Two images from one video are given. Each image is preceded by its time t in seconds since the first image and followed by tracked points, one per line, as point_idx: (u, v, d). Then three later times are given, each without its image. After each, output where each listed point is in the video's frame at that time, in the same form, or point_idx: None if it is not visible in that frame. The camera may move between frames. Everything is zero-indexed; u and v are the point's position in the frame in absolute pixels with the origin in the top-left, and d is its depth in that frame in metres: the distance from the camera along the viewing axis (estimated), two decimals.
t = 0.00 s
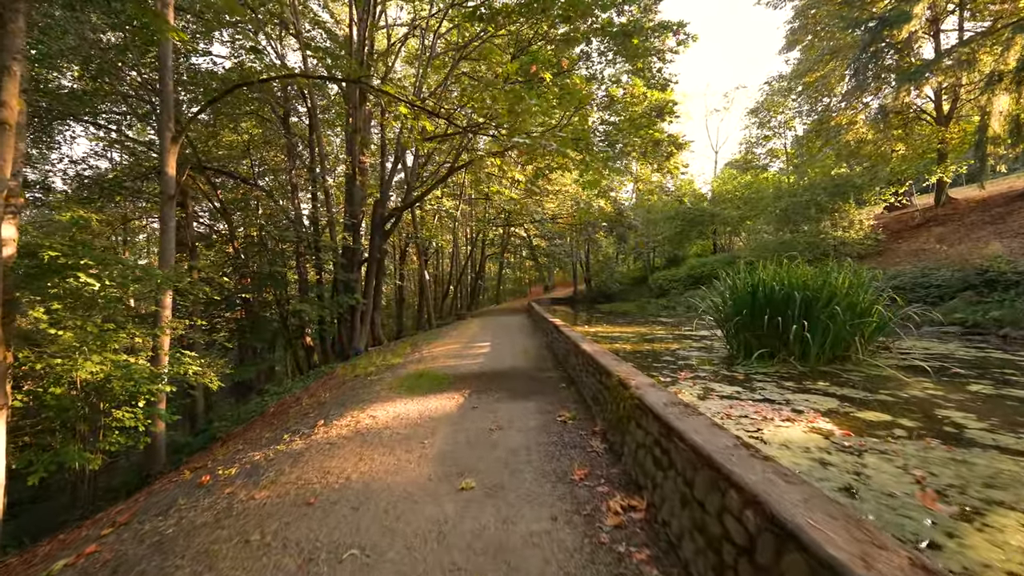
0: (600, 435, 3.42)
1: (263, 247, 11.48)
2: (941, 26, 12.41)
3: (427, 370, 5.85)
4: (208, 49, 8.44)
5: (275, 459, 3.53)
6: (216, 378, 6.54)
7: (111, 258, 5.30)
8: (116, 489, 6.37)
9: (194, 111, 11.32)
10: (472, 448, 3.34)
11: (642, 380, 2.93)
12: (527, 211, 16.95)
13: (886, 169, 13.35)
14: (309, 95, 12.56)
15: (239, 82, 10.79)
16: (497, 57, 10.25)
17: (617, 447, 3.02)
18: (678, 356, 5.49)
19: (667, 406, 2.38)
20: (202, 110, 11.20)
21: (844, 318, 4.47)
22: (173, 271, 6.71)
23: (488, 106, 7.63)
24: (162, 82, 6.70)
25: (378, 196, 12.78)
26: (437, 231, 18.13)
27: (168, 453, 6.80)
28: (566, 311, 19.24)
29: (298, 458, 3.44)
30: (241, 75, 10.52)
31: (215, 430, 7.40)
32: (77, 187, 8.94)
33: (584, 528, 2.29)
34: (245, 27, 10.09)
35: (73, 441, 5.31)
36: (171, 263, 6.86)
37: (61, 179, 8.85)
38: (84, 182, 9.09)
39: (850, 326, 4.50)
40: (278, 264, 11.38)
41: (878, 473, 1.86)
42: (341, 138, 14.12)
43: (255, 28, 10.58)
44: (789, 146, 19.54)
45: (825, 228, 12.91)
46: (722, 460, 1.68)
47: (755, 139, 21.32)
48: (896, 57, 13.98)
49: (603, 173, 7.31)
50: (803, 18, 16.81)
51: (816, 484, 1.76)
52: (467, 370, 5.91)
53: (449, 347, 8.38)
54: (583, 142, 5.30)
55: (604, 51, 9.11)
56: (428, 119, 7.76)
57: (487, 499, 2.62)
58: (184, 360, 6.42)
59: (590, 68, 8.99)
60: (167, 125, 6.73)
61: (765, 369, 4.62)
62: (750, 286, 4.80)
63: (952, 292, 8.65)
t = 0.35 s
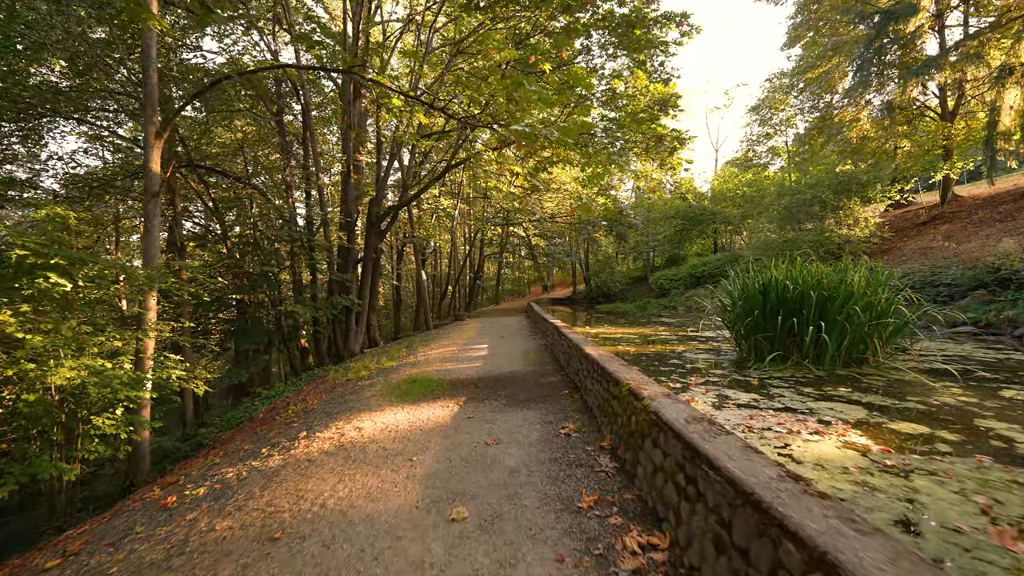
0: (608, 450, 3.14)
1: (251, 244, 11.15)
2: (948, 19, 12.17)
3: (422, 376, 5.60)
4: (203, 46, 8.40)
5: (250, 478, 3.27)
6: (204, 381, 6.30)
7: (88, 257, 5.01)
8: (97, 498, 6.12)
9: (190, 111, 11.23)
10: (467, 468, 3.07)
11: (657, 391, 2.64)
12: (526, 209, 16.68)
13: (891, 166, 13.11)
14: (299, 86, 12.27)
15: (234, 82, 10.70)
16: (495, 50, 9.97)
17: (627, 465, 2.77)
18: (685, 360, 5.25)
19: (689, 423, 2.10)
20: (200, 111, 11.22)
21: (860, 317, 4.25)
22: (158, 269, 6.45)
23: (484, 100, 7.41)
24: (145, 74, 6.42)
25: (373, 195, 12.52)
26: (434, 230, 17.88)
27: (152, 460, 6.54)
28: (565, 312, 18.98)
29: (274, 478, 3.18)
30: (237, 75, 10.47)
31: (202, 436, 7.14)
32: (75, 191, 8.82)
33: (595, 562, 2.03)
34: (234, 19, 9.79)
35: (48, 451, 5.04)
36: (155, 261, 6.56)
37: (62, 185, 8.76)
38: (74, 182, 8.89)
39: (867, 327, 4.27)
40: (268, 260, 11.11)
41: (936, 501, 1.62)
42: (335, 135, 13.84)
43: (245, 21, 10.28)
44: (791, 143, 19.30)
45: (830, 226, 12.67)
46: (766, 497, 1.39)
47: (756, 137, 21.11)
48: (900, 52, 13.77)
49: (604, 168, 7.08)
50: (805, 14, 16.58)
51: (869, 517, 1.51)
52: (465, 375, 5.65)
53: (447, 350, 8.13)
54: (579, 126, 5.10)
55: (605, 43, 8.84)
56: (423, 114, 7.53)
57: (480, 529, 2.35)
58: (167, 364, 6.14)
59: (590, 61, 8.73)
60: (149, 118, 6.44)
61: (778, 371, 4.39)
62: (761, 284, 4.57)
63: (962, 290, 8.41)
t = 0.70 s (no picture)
0: (612, 473, 2.87)
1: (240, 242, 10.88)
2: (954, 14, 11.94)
3: (414, 384, 5.36)
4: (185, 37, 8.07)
5: (212, 505, 3.04)
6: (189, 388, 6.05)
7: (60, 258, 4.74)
8: (76, 509, 5.87)
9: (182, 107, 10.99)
10: (456, 495, 2.81)
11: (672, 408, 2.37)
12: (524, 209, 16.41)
13: (897, 164, 12.87)
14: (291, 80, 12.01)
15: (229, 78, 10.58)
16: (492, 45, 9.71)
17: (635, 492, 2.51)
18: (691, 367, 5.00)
19: (713, 451, 1.83)
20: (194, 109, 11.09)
21: (878, 320, 4.01)
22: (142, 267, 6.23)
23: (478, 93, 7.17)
24: (127, 66, 6.17)
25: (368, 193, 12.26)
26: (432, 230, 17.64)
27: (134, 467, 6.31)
28: (565, 312, 18.71)
29: (237, 506, 2.95)
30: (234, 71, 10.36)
31: (187, 441, 6.91)
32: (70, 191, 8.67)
33: None
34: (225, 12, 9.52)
35: (19, 463, 4.80)
36: (138, 256, 6.29)
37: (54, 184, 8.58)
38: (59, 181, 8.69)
39: (886, 330, 4.02)
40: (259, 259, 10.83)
41: (1011, 548, 1.37)
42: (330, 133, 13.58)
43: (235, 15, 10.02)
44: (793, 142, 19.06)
45: (835, 225, 12.42)
46: (833, 568, 1.11)
47: (758, 135, 20.89)
48: (904, 49, 13.54)
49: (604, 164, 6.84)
50: (807, 10, 16.34)
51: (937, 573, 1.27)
52: (458, 382, 5.42)
53: (442, 354, 7.88)
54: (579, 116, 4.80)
55: (605, 37, 8.59)
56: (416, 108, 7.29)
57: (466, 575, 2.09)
58: (148, 369, 5.90)
59: (590, 54, 8.47)
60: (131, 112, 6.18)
61: (791, 378, 4.15)
62: (772, 286, 4.33)
63: (974, 291, 8.15)
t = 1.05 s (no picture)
0: (623, 493, 2.66)
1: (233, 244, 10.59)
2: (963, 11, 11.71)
3: (408, 391, 5.15)
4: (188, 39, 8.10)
5: (175, 531, 2.83)
6: (175, 393, 5.83)
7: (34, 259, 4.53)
8: (61, 518, 5.67)
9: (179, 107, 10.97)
10: (450, 518, 2.60)
11: (694, 424, 2.16)
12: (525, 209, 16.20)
13: (905, 164, 12.63)
14: (287, 77, 11.80)
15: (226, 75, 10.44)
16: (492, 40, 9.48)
17: (649, 521, 2.29)
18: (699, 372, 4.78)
19: (748, 480, 1.61)
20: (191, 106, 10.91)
21: (900, 323, 3.79)
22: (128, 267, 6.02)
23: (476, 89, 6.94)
24: (113, 59, 5.94)
25: (366, 192, 12.05)
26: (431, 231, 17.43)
27: (119, 473, 6.11)
28: (566, 313, 18.49)
29: (201, 533, 2.73)
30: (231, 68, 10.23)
31: (175, 446, 6.69)
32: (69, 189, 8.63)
33: None
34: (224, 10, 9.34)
35: None
36: (126, 256, 6.07)
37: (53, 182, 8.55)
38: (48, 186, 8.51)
39: (909, 333, 3.80)
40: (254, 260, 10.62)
41: None
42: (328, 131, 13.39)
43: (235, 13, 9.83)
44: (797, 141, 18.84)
45: (842, 225, 12.18)
46: None
47: (761, 135, 20.66)
48: (911, 47, 13.36)
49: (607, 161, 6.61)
50: (813, 7, 16.10)
51: None
52: (456, 388, 5.21)
53: (440, 357, 7.68)
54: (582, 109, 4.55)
55: (607, 32, 8.39)
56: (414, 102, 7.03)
57: None
58: (135, 371, 5.71)
59: (592, 50, 8.25)
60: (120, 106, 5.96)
61: (805, 383, 3.94)
62: (786, 285, 4.13)
63: (988, 292, 7.91)
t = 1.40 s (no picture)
0: (642, 529, 2.36)
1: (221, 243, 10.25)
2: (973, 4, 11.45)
3: (402, 400, 4.88)
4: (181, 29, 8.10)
5: (122, 570, 2.57)
6: (158, 399, 5.54)
7: None
8: (38, 529, 5.39)
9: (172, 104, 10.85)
10: (440, 556, 2.31)
11: (726, 454, 1.90)
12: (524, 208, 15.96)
13: (912, 161, 12.38)
14: (279, 71, 11.46)
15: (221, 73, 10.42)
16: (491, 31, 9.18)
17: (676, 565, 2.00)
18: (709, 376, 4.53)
19: (813, 532, 1.34)
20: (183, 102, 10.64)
21: (929, 325, 3.54)
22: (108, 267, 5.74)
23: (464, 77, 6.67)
24: (93, 47, 5.66)
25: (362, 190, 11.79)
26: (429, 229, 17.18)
27: (101, 482, 5.84)
28: (566, 313, 18.24)
29: None
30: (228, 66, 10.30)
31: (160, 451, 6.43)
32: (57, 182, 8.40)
33: None
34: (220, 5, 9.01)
35: None
36: (108, 257, 5.71)
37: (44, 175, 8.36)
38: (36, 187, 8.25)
39: (939, 336, 3.55)
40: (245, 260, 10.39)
41: None
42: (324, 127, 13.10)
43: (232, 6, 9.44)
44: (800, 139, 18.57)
45: (849, 223, 11.90)
46: None
47: (764, 132, 20.41)
48: (919, 42, 13.10)
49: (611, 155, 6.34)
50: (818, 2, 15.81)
51: None
52: (452, 397, 4.93)
53: (436, 359, 7.44)
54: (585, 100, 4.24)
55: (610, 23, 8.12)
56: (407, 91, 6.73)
57: None
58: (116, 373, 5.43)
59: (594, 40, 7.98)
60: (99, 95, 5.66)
61: (827, 389, 3.70)
62: (804, 285, 3.88)
63: (1003, 293, 7.68)
